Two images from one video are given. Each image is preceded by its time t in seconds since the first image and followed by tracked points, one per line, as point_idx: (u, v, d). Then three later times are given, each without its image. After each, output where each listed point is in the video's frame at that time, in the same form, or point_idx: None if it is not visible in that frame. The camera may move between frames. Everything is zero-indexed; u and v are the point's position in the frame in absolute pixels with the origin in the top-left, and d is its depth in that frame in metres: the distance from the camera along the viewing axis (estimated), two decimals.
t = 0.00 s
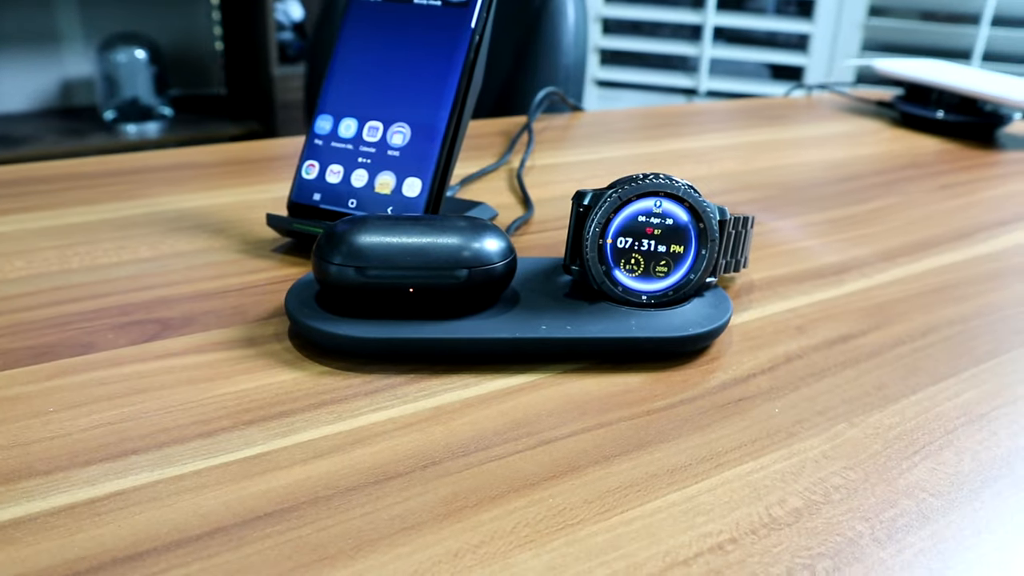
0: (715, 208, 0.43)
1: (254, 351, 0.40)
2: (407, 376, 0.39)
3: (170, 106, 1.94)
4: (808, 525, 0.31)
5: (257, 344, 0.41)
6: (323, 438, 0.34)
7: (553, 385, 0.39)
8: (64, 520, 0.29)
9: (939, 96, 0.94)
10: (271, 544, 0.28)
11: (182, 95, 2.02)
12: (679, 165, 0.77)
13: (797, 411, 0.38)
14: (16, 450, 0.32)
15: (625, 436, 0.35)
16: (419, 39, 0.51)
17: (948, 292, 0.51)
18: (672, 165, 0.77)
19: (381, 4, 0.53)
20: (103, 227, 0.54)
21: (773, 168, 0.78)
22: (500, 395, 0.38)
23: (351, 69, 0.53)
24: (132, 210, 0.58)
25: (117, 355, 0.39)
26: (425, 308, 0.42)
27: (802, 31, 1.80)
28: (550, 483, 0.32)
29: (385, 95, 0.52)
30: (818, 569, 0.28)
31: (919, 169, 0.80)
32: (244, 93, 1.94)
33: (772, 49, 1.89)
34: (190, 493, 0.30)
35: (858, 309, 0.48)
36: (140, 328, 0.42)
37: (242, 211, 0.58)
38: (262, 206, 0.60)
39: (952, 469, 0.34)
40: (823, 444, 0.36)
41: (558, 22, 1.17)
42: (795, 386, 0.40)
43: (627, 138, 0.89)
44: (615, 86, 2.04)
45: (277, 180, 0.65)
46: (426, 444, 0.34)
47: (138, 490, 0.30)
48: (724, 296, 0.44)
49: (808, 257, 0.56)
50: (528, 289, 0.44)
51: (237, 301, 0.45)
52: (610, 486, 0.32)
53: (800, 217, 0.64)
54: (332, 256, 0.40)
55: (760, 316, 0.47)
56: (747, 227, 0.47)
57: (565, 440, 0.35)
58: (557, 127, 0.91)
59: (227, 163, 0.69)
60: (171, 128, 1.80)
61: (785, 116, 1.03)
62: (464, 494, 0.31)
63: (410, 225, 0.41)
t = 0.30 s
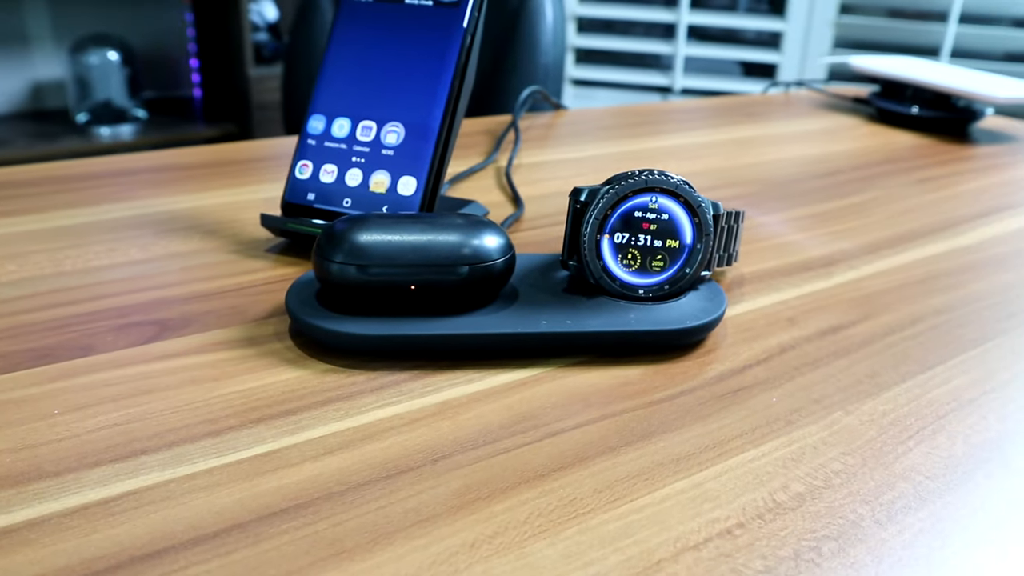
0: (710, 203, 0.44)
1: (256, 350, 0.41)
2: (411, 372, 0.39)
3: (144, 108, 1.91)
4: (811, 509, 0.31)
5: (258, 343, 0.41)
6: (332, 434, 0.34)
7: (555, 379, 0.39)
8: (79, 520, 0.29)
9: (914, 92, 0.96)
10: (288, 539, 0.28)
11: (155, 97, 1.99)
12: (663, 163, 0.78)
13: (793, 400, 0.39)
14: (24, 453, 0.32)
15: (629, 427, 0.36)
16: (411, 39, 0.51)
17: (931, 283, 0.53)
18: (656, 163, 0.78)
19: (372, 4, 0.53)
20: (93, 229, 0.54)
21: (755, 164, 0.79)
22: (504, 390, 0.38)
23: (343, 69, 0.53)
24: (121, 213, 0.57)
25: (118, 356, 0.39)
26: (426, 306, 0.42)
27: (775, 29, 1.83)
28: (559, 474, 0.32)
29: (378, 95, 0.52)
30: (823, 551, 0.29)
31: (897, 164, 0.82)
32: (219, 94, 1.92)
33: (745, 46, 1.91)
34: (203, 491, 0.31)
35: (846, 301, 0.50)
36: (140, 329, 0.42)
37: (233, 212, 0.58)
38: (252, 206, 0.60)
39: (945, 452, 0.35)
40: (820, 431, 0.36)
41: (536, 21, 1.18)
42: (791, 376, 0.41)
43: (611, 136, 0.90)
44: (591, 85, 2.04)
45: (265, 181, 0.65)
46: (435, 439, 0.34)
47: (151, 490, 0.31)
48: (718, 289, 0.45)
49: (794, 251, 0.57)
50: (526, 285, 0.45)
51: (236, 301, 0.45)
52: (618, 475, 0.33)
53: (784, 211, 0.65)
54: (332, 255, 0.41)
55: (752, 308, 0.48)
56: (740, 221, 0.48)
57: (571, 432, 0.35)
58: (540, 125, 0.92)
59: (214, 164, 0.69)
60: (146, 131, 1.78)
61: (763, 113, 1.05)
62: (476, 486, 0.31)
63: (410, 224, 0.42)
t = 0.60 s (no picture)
0: (707, 197, 0.44)
1: (261, 349, 0.41)
2: (417, 368, 0.40)
3: (121, 110, 1.89)
4: (817, 494, 0.32)
5: (263, 342, 0.41)
6: (344, 430, 0.34)
7: (560, 372, 0.40)
8: (96, 520, 0.29)
9: (893, 88, 0.99)
10: (308, 533, 0.29)
11: (132, 99, 1.97)
12: (650, 160, 0.78)
13: (793, 389, 0.40)
14: (36, 454, 0.32)
15: (634, 418, 0.37)
16: (406, 39, 0.52)
17: (919, 275, 0.54)
18: (643, 159, 0.79)
19: (366, 4, 0.54)
20: (87, 232, 0.54)
21: (740, 159, 0.80)
22: (510, 384, 0.39)
23: (338, 69, 0.54)
24: (115, 215, 0.57)
25: (124, 357, 0.39)
26: (429, 303, 0.42)
27: (751, 26, 1.85)
28: (570, 464, 0.33)
29: (374, 95, 0.52)
30: (830, 534, 0.30)
31: (879, 159, 0.83)
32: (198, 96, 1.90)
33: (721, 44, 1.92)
34: (219, 489, 0.31)
35: (838, 293, 0.51)
36: (143, 331, 0.42)
37: (228, 213, 0.58)
38: (246, 207, 0.60)
39: (942, 436, 0.36)
40: (820, 419, 0.37)
41: (518, 20, 1.18)
42: (788, 366, 0.42)
43: (600, 134, 0.91)
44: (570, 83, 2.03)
45: (257, 182, 0.65)
46: (446, 433, 0.35)
47: (167, 488, 0.31)
48: (715, 282, 0.46)
49: (784, 244, 0.58)
50: (527, 281, 0.45)
51: (237, 301, 0.46)
52: (627, 465, 0.33)
53: (772, 206, 0.66)
54: (336, 253, 0.41)
55: (747, 301, 0.49)
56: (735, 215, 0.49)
57: (579, 424, 0.36)
58: (526, 124, 0.92)
59: (204, 166, 0.69)
60: (123, 133, 1.77)
61: (745, 109, 1.06)
62: (489, 479, 0.32)
63: (413, 221, 0.42)
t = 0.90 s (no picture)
0: (702, 192, 0.45)
1: (265, 348, 0.41)
2: (421, 364, 0.40)
3: (94, 112, 1.87)
4: (819, 478, 0.33)
5: (266, 341, 0.42)
6: (354, 426, 0.35)
7: (562, 366, 0.41)
8: (112, 520, 0.29)
9: (870, 84, 1.01)
10: (326, 528, 0.29)
11: (105, 101, 1.95)
12: (636, 156, 0.79)
13: (790, 379, 0.41)
14: (46, 456, 0.32)
15: (638, 409, 0.37)
16: (399, 39, 0.52)
17: (904, 266, 0.55)
18: (629, 156, 0.80)
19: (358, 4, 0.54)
20: (78, 234, 0.53)
21: (723, 155, 0.81)
22: (514, 378, 0.39)
23: (331, 68, 0.54)
24: (106, 217, 0.57)
25: (126, 358, 0.39)
26: (430, 299, 0.43)
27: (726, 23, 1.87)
28: (579, 455, 0.34)
29: (368, 94, 0.52)
30: (834, 515, 0.31)
31: (858, 153, 0.85)
32: (172, 97, 1.88)
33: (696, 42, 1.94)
34: (234, 486, 0.31)
35: (827, 284, 0.52)
36: (144, 332, 0.42)
37: (220, 214, 0.58)
38: (238, 207, 0.60)
39: (936, 420, 0.37)
40: (818, 406, 0.38)
41: (497, 19, 1.19)
42: (784, 356, 0.43)
43: (584, 131, 0.92)
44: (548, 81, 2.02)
45: (247, 183, 0.65)
46: (455, 427, 0.35)
47: (181, 487, 0.31)
48: (709, 276, 0.47)
49: (772, 238, 0.59)
50: (525, 277, 0.46)
51: (236, 301, 0.46)
52: (635, 455, 0.34)
53: (757, 200, 0.67)
54: (338, 251, 0.41)
55: (740, 293, 0.50)
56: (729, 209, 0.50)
57: (585, 416, 0.36)
58: (511, 122, 0.93)
59: (192, 167, 0.69)
60: (96, 136, 1.74)
61: (725, 106, 1.07)
62: (501, 470, 0.32)
63: (413, 219, 0.42)
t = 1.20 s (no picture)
0: (695, 187, 0.46)
1: (266, 347, 0.41)
2: (424, 360, 0.41)
3: (65, 114, 1.84)
4: (819, 463, 0.34)
5: (267, 340, 0.42)
6: (362, 422, 0.35)
7: (563, 360, 0.41)
8: (127, 519, 0.29)
9: (847, 80, 1.02)
10: (341, 522, 0.29)
11: (76, 102, 1.92)
12: (621, 153, 0.80)
13: (786, 368, 0.42)
14: (54, 457, 0.32)
15: (640, 400, 0.38)
16: (391, 38, 0.52)
17: (887, 258, 0.56)
18: (613, 153, 0.80)
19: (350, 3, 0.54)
20: (68, 236, 0.53)
21: (706, 151, 0.82)
22: (517, 372, 0.40)
23: (323, 68, 0.54)
24: (96, 218, 0.56)
25: (127, 359, 0.39)
26: (431, 296, 0.43)
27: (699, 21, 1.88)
28: (586, 446, 0.34)
29: (360, 93, 0.52)
30: (836, 499, 0.32)
31: (836, 149, 0.87)
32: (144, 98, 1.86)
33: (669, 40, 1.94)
34: (247, 483, 0.31)
35: (815, 276, 0.53)
36: (143, 332, 0.42)
37: (211, 214, 0.58)
38: (228, 208, 0.59)
39: (927, 405, 0.39)
40: (814, 394, 0.39)
41: (476, 18, 1.19)
42: (778, 346, 0.44)
43: (566, 129, 0.92)
44: (523, 79, 2.00)
45: (236, 183, 0.65)
46: (463, 421, 0.35)
47: (193, 485, 0.31)
48: (703, 271, 0.48)
49: (759, 232, 0.60)
50: (522, 272, 0.46)
51: (234, 300, 0.46)
52: (640, 444, 0.34)
53: (742, 195, 0.68)
54: (339, 249, 0.41)
55: (731, 286, 0.51)
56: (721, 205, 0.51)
57: (589, 408, 0.37)
58: (494, 121, 0.93)
59: (178, 167, 0.68)
60: (68, 138, 1.72)
61: (705, 103, 1.09)
62: (510, 462, 0.33)
63: (413, 217, 0.43)
